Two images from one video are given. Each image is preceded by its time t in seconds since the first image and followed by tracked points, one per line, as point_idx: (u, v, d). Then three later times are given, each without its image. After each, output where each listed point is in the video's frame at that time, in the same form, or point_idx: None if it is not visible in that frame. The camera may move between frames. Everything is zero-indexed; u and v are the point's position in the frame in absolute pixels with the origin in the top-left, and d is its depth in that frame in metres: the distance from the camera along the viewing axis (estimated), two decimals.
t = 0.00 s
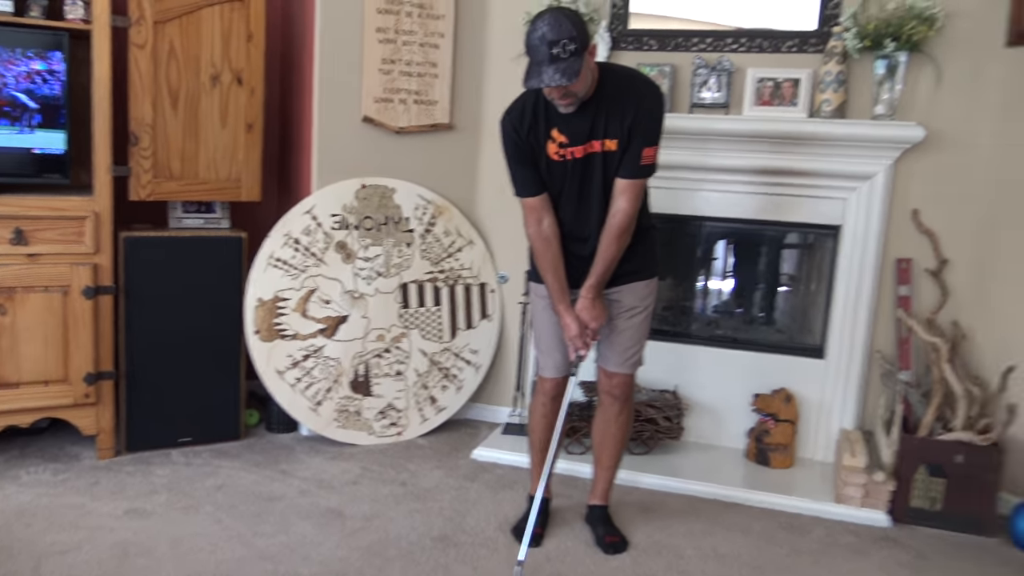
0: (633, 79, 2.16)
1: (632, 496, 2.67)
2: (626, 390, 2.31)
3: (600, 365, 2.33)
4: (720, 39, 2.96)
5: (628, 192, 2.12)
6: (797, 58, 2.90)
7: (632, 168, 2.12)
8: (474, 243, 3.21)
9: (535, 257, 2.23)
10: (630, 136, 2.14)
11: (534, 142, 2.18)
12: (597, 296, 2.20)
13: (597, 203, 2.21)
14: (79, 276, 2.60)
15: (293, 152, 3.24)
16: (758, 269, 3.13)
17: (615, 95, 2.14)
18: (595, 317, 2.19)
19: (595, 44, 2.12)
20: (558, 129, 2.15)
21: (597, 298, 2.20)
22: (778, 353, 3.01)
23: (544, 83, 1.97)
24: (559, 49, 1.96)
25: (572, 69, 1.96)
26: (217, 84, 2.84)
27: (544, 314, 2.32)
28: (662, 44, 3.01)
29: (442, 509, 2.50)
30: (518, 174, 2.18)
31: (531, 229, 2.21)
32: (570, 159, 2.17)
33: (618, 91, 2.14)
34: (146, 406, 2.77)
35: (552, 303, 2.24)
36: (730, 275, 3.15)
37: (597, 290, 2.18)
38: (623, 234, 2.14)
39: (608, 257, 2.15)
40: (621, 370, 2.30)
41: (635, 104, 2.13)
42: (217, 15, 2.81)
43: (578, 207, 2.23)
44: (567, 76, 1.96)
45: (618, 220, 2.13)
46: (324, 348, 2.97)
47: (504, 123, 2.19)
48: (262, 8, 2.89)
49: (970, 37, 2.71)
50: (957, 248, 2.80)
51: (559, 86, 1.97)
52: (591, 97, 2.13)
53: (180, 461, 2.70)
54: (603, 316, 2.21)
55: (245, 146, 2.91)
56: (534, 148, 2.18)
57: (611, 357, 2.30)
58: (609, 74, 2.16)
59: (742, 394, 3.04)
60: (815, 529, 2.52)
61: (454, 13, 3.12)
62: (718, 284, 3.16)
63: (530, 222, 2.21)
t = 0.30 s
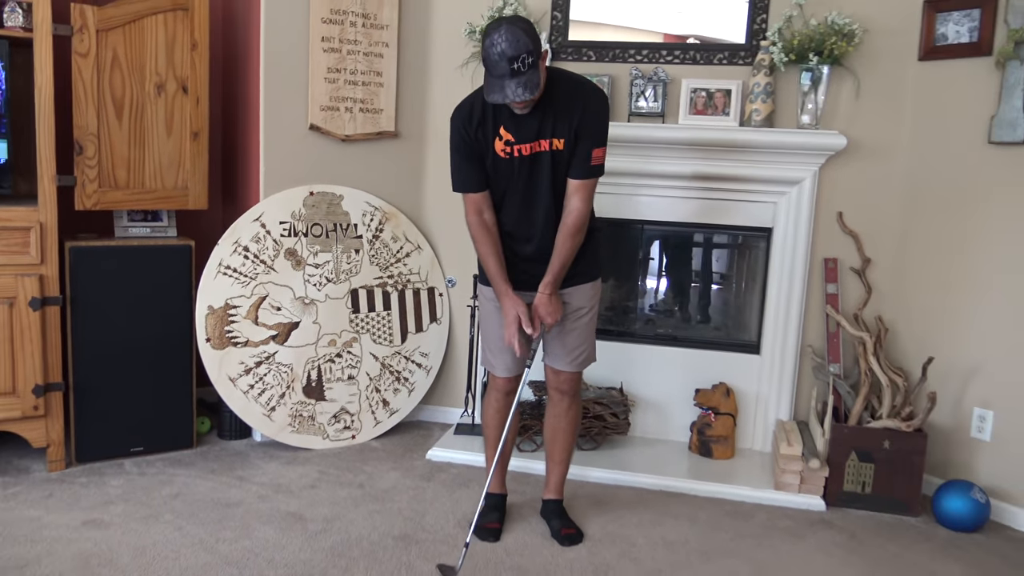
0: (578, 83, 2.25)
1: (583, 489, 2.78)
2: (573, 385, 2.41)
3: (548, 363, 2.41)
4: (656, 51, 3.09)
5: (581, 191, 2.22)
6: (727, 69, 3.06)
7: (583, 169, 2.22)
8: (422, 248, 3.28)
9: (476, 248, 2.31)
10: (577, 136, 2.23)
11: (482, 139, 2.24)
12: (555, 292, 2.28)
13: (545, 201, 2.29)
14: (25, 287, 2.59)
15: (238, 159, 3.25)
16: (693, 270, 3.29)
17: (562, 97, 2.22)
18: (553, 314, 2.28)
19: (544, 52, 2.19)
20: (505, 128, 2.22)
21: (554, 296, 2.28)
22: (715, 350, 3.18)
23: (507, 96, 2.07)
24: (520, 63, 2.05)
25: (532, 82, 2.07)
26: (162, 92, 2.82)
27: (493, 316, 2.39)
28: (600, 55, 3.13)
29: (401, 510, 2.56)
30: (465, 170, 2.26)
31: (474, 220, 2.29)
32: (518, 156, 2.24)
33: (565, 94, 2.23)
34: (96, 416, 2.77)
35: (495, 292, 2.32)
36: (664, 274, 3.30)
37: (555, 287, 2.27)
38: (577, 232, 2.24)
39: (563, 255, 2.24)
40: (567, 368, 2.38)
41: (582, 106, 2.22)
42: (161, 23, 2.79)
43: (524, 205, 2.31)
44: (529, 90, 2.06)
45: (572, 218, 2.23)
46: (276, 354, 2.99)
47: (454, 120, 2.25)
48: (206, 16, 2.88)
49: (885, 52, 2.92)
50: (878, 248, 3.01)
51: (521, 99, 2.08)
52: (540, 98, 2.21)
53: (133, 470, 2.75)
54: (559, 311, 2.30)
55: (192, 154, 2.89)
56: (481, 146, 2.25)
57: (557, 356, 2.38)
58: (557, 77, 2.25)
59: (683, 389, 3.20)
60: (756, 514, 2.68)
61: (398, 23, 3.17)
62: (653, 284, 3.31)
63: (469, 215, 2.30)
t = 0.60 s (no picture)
0: (570, 80, 2.33)
1: (587, 478, 2.85)
2: (573, 376, 2.48)
3: (548, 356, 2.46)
4: (638, 46, 3.16)
5: (576, 185, 2.30)
6: (709, 62, 3.13)
7: (577, 163, 2.29)
8: (417, 249, 3.33)
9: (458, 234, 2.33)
10: (570, 132, 2.30)
11: (476, 135, 2.30)
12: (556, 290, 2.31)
13: (539, 195, 2.34)
14: (31, 305, 2.64)
15: (231, 169, 3.29)
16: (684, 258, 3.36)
17: (554, 93, 2.30)
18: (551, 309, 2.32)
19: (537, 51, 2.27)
20: (499, 123, 2.29)
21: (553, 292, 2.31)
22: (708, 336, 3.26)
23: (511, 90, 2.15)
24: (522, 58, 2.14)
25: (534, 75, 2.16)
26: (156, 107, 2.86)
27: (492, 313, 2.44)
28: (584, 53, 3.19)
29: (411, 506, 2.62)
30: (458, 165, 2.31)
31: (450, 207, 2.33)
32: (512, 151, 2.30)
33: (557, 91, 2.30)
34: (106, 430, 2.81)
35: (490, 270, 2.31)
36: (651, 263, 3.36)
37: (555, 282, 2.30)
38: (575, 226, 2.30)
39: (562, 247, 2.29)
40: (565, 360, 2.43)
41: (574, 102, 2.30)
42: (152, 40, 2.84)
43: (518, 200, 2.36)
44: (532, 83, 2.16)
45: (569, 212, 2.29)
46: (279, 360, 3.04)
47: (449, 116, 2.30)
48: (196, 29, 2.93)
49: (861, 39, 3.00)
50: (862, 231, 3.10)
51: (525, 92, 2.16)
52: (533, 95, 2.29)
53: (145, 480, 2.80)
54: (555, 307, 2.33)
55: (188, 167, 2.94)
56: (476, 141, 2.31)
57: (557, 349, 2.43)
58: (550, 76, 2.32)
59: (679, 376, 3.27)
60: (756, 494, 2.75)
61: (384, 29, 3.22)
62: (641, 274, 3.37)
63: (447, 209, 2.33)
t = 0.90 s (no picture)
0: (572, 89, 2.39)
1: (584, 483, 2.89)
2: (573, 382, 2.51)
3: (548, 362, 2.50)
4: (639, 58, 3.21)
5: (580, 191, 2.35)
6: (709, 75, 3.18)
7: (580, 169, 2.34)
8: (419, 254, 3.37)
9: (467, 240, 2.37)
10: (574, 138, 2.36)
11: (482, 144, 2.35)
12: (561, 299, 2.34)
13: (544, 202, 2.39)
14: (38, 304, 2.68)
15: (237, 173, 3.33)
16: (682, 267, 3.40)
17: (558, 102, 2.36)
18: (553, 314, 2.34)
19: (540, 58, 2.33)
20: (504, 131, 2.34)
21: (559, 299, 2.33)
22: (705, 345, 3.30)
23: (512, 85, 2.18)
24: (523, 55, 2.18)
25: (535, 72, 2.19)
26: (164, 111, 2.91)
27: (495, 319, 2.48)
28: (586, 64, 3.24)
29: (411, 508, 2.65)
30: (465, 174, 2.35)
31: (458, 214, 2.37)
32: (517, 158, 2.35)
33: (560, 99, 2.36)
34: (109, 429, 2.84)
35: (500, 272, 2.33)
36: (648, 272, 3.41)
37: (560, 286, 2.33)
38: (577, 230, 2.35)
39: (566, 251, 2.34)
40: (566, 367, 2.48)
41: (577, 109, 2.36)
42: (161, 45, 2.88)
43: (523, 207, 2.40)
44: (533, 79, 2.19)
45: (573, 217, 2.34)
46: (281, 362, 3.08)
47: (454, 126, 2.35)
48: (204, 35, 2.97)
49: (859, 55, 3.06)
50: (858, 243, 3.15)
51: (525, 88, 2.19)
52: (537, 104, 2.34)
53: (148, 479, 2.83)
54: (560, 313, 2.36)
55: (194, 171, 2.98)
56: (482, 150, 2.35)
57: (558, 356, 2.48)
58: (553, 85, 2.37)
59: (675, 384, 3.32)
60: (751, 501, 2.80)
61: (389, 37, 3.26)
62: (637, 282, 3.42)
63: (455, 217, 2.38)
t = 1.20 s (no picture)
0: (560, 76, 2.41)
1: (573, 474, 2.92)
2: (561, 373, 2.54)
3: (538, 355, 2.52)
4: (625, 53, 3.23)
5: (569, 176, 2.37)
6: (694, 70, 3.21)
7: (570, 155, 2.36)
8: (407, 248, 3.38)
9: (459, 228, 2.38)
10: (563, 125, 2.37)
11: (470, 132, 2.38)
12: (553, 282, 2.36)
13: (533, 188, 2.40)
14: (25, 301, 2.67)
15: (223, 168, 3.33)
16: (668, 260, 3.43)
17: (545, 89, 2.37)
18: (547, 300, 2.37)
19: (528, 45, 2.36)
20: (492, 119, 2.36)
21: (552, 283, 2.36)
22: (691, 337, 3.34)
23: (498, 52, 2.19)
24: (509, 25, 2.20)
25: (521, 43, 2.21)
26: (151, 106, 2.90)
27: (488, 312, 2.49)
28: (572, 59, 3.26)
29: (401, 500, 2.67)
30: (453, 161, 2.37)
31: (449, 204, 2.39)
32: (505, 145, 2.37)
33: (548, 87, 2.38)
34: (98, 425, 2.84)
35: (494, 259, 2.35)
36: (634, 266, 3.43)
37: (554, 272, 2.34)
38: (569, 216, 2.37)
39: (558, 236, 2.36)
40: (554, 360, 2.50)
41: (565, 96, 2.38)
42: (148, 40, 2.87)
43: (512, 194, 2.41)
44: (518, 48, 2.20)
45: (564, 202, 2.37)
46: (270, 356, 3.08)
47: (443, 115, 2.37)
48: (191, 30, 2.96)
49: (842, 50, 3.10)
50: (841, 235, 3.19)
51: (511, 56, 2.20)
52: (524, 91, 2.36)
53: (137, 475, 2.83)
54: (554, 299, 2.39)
55: (181, 165, 2.98)
56: (470, 138, 2.38)
57: (547, 349, 2.50)
58: (541, 73, 2.40)
59: (662, 376, 3.35)
60: (737, 490, 2.83)
61: (376, 32, 3.27)
62: (624, 276, 3.44)
63: (447, 208, 2.39)
